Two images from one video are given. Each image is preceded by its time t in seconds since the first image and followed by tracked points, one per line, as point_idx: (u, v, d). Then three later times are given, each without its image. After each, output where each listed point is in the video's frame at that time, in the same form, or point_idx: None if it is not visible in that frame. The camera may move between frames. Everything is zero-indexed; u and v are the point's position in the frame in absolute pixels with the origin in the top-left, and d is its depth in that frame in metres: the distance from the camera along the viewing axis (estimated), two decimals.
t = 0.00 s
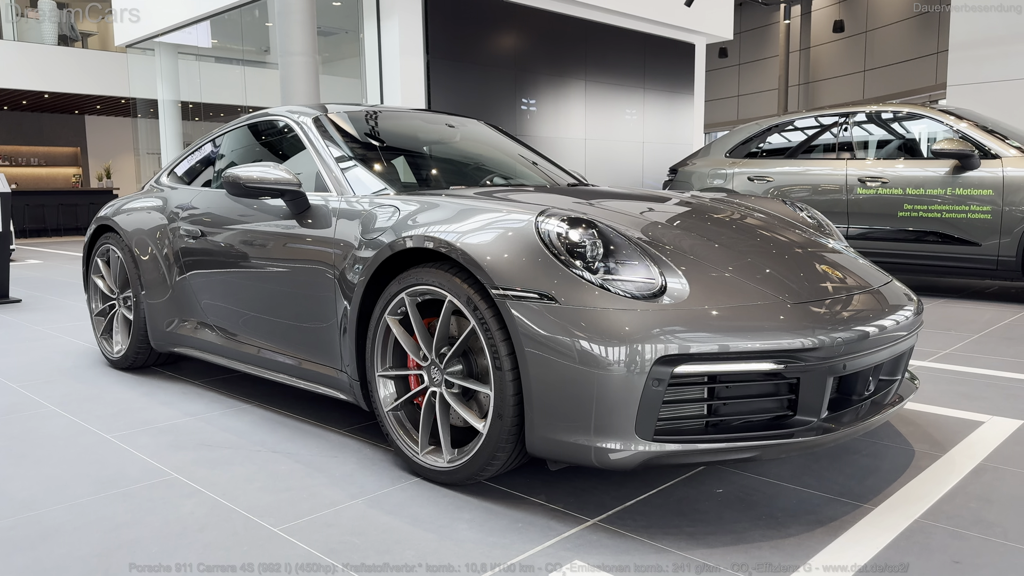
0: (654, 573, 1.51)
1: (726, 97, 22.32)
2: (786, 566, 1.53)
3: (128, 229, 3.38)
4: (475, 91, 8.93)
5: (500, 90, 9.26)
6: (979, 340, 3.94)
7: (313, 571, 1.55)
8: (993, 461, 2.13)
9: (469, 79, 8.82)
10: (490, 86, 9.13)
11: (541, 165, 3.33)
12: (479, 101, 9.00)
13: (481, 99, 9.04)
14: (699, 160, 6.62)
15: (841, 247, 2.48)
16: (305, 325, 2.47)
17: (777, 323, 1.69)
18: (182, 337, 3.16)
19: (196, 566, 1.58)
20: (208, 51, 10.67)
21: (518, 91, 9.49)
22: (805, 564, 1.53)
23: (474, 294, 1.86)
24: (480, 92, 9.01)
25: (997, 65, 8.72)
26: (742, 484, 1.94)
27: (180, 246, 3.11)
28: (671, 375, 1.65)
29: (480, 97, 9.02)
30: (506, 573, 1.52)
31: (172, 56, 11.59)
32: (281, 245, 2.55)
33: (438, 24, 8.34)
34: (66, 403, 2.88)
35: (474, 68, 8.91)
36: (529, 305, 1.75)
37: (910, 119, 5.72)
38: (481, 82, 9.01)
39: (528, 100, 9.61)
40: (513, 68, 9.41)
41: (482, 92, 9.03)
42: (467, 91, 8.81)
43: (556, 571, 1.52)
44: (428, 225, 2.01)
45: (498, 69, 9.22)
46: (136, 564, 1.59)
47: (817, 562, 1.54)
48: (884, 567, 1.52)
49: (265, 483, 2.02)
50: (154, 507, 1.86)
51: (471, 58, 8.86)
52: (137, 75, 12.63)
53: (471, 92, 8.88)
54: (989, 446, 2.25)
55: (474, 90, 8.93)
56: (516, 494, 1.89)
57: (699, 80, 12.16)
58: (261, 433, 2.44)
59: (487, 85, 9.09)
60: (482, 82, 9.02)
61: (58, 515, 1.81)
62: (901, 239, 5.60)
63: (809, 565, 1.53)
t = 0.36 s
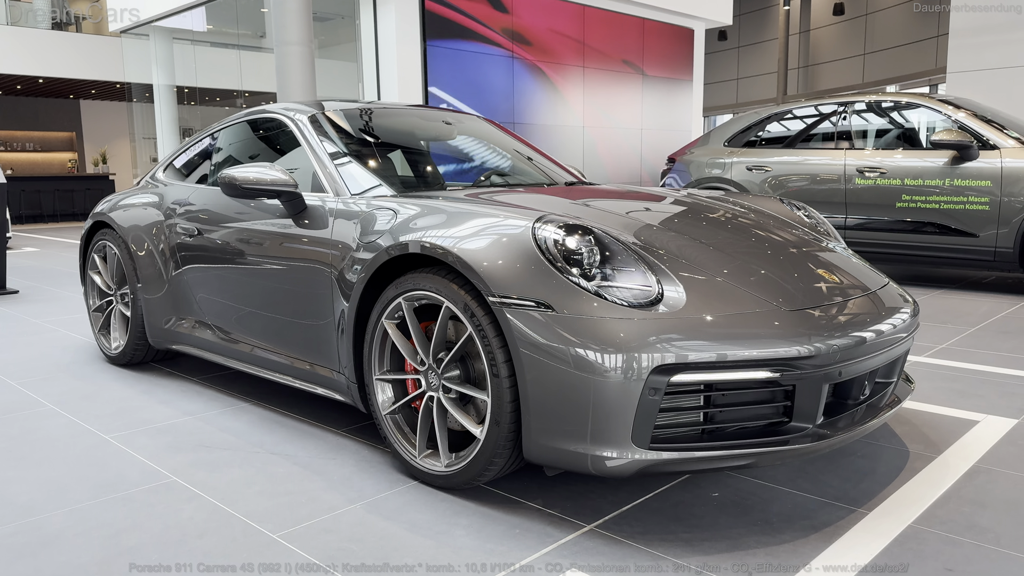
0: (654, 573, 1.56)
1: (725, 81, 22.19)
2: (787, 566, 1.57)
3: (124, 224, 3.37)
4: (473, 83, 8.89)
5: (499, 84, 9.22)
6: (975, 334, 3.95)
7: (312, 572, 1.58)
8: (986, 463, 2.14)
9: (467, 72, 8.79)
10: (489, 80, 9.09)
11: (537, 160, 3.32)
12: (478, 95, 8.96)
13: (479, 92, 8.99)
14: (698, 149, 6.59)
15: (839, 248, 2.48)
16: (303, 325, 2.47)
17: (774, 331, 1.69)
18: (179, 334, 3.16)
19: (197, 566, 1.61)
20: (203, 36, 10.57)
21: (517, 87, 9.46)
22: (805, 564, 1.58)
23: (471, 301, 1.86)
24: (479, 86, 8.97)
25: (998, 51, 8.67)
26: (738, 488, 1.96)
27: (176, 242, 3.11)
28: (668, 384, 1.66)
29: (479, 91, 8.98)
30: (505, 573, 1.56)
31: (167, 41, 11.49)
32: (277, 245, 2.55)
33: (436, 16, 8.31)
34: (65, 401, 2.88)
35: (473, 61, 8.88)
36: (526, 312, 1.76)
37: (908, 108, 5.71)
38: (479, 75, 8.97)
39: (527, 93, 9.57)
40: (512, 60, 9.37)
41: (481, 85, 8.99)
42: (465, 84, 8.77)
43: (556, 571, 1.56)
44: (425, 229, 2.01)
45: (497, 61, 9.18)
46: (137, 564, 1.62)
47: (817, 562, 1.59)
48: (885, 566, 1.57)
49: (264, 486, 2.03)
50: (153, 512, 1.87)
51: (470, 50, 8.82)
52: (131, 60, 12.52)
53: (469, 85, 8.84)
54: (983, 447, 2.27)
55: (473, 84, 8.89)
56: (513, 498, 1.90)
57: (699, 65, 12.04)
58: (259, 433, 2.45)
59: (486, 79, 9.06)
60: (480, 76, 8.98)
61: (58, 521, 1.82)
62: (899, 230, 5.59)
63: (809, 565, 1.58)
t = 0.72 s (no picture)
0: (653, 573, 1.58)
1: (724, 57, 21.99)
2: (787, 566, 1.60)
3: (121, 215, 3.36)
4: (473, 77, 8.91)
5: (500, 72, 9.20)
6: (970, 322, 3.97)
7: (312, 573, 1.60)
8: (978, 458, 2.17)
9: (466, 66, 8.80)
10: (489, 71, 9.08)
11: (533, 149, 3.30)
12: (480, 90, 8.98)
13: (482, 87, 9.02)
14: (698, 131, 6.58)
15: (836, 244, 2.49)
16: (301, 320, 2.49)
17: (771, 334, 1.71)
18: (178, 326, 3.17)
19: (197, 566, 1.64)
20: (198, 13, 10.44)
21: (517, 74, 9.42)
22: (805, 564, 1.61)
23: (468, 302, 1.87)
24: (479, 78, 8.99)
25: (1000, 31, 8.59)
26: (733, 485, 1.98)
27: (173, 233, 3.10)
28: (663, 387, 1.67)
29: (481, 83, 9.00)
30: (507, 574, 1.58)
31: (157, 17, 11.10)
32: (274, 240, 2.55)
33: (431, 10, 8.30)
34: (65, 393, 2.89)
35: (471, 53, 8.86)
36: (523, 314, 1.77)
37: (908, 91, 5.69)
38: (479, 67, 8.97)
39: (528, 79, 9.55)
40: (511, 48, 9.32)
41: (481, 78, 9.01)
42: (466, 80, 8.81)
43: (557, 572, 1.58)
44: (421, 228, 2.01)
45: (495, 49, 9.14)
46: (136, 564, 1.64)
47: (817, 562, 1.62)
48: (884, 566, 1.59)
49: (265, 483, 2.05)
50: (154, 510, 1.89)
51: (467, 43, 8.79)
52: (124, 38, 12.38)
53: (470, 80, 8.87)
54: (975, 442, 2.29)
55: (473, 79, 8.92)
56: (511, 496, 1.93)
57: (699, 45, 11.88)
58: (258, 427, 2.47)
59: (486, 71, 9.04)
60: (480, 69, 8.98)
61: (60, 520, 1.85)
62: (896, 215, 5.59)
63: (809, 565, 1.60)
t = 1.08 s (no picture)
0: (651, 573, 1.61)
1: (724, 31, 21.77)
2: (786, 566, 1.62)
3: (118, 202, 3.36)
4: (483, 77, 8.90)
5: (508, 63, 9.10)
6: (964, 307, 4.00)
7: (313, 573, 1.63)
8: (967, 450, 2.21)
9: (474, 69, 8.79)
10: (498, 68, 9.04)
11: (527, 137, 3.30)
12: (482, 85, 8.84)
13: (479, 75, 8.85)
14: (695, 112, 6.63)
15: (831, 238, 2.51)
16: (298, 312, 2.50)
17: (764, 334, 1.73)
18: (176, 315, 3.19)
19: (197, 566, 1.66)
20: None
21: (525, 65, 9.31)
22: (805, 564, 1.63)
23: (464, 300, 1.89)
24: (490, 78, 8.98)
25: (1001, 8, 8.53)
26: (725, 479, 2.02)
27: (170, 221, 3.11)
28: (657, 387, 1.70)
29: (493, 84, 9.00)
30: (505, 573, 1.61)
31: None
32: (271, 233, 2.56)
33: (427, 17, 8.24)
34: (65, 382, 2.92)
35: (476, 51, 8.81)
36: (519, 314, 1.79)
37: (907, 72, 5.69)
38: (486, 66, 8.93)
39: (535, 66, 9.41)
40: (514, 35, 9.12)
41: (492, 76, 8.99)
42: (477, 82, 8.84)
43: (556, 572, 1.61)
44: (418, 225, 2.03)
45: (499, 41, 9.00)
46: (137, 564, 1.67)
47: (819, 562, 1.64)
48: (880, 568, 1.61)
49: (266, 475, 2.09)
50: (157, 504, 1.93)
51: (470, 42, 8.73)
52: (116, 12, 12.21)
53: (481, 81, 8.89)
54: (964, 433, 2.33)
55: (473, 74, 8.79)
56: (508, 489, 1.96)
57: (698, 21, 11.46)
58: (258, 418, 2.50)
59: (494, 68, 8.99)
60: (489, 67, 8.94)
61: (64, 515, 1.88)
62: (893, 197, 5.60)
63: (810, 565, 1.63)
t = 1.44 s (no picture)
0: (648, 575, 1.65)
1: (724, 7, 21.54)
2: (785, 566, 1.68)
3: (116, 196, 3.37)
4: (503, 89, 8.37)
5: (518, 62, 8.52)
6: (959, 299, 4.03)
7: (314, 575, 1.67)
8: (956, 449, 2.25)
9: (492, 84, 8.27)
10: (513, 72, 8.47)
11: (522, 130, 3.30)
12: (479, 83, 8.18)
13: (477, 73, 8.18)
14: (693, 97, 6.65)
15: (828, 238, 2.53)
16: (299, 311, 2.52)
17: (758, 342, 1.76)
18: (176, 310, 3.21)
19: (197, 566, 1.71)
20: None
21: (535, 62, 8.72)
22: (805, 564, 1.69)
23: (463, 307, 1.92)
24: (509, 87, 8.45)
25: None
26: (718, 480, 2.06)
27: (168, 216, 3.12)
28: (653, 396, 1.73)
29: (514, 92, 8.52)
30: None
31: None
32: (270, 233, 2.57)
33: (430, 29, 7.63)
34: (68, 377, 2.94)
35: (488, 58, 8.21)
36: (517, 322, 1.82)
37: (906, 58, 5.68)
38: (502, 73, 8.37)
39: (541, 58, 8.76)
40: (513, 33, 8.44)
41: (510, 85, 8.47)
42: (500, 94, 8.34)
43: (556, 571, 1.66)
44: (417, 230, 2.06)
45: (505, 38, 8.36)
46: (137, 564, 1.72)
47: (818, 562, 1.69)
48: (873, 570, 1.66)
49: (267, 476, 2.12)
50: (161, 506, 1.96)
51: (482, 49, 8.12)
52: None
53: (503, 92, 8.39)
54: (954, 432, 2.36)
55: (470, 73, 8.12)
56: (506, 491, 2.00)
57: None
58: (259, 416, 2.53)
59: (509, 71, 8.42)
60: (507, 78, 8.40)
61: (69, 517, 1.91)
62: (890, 184, 5.60)
63: (810, 565, 1.68)
